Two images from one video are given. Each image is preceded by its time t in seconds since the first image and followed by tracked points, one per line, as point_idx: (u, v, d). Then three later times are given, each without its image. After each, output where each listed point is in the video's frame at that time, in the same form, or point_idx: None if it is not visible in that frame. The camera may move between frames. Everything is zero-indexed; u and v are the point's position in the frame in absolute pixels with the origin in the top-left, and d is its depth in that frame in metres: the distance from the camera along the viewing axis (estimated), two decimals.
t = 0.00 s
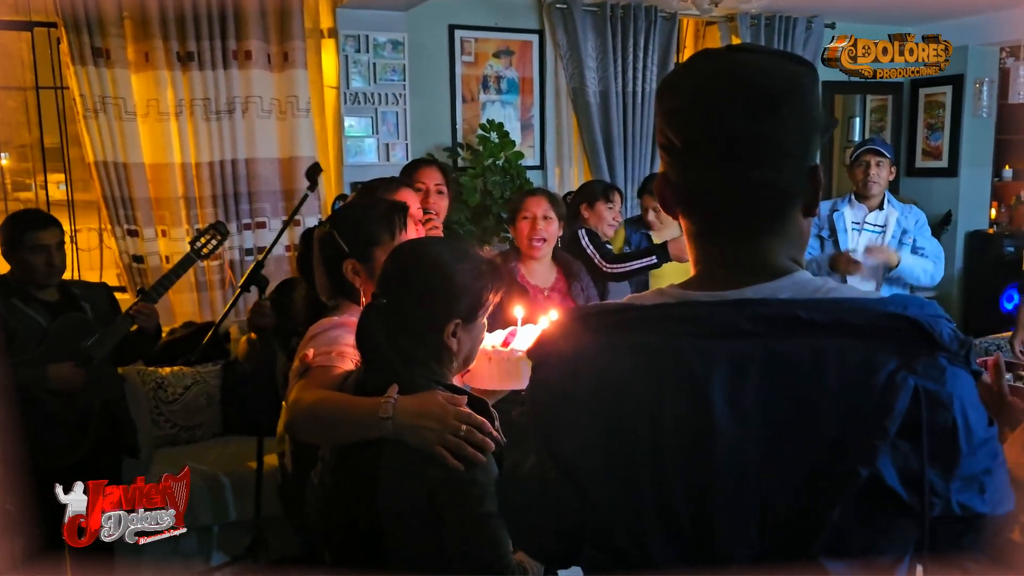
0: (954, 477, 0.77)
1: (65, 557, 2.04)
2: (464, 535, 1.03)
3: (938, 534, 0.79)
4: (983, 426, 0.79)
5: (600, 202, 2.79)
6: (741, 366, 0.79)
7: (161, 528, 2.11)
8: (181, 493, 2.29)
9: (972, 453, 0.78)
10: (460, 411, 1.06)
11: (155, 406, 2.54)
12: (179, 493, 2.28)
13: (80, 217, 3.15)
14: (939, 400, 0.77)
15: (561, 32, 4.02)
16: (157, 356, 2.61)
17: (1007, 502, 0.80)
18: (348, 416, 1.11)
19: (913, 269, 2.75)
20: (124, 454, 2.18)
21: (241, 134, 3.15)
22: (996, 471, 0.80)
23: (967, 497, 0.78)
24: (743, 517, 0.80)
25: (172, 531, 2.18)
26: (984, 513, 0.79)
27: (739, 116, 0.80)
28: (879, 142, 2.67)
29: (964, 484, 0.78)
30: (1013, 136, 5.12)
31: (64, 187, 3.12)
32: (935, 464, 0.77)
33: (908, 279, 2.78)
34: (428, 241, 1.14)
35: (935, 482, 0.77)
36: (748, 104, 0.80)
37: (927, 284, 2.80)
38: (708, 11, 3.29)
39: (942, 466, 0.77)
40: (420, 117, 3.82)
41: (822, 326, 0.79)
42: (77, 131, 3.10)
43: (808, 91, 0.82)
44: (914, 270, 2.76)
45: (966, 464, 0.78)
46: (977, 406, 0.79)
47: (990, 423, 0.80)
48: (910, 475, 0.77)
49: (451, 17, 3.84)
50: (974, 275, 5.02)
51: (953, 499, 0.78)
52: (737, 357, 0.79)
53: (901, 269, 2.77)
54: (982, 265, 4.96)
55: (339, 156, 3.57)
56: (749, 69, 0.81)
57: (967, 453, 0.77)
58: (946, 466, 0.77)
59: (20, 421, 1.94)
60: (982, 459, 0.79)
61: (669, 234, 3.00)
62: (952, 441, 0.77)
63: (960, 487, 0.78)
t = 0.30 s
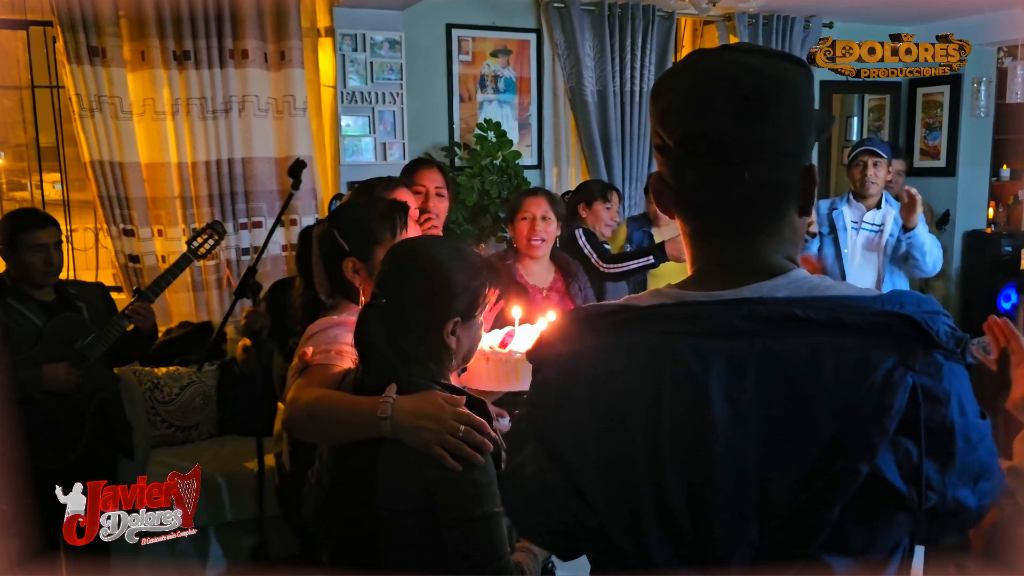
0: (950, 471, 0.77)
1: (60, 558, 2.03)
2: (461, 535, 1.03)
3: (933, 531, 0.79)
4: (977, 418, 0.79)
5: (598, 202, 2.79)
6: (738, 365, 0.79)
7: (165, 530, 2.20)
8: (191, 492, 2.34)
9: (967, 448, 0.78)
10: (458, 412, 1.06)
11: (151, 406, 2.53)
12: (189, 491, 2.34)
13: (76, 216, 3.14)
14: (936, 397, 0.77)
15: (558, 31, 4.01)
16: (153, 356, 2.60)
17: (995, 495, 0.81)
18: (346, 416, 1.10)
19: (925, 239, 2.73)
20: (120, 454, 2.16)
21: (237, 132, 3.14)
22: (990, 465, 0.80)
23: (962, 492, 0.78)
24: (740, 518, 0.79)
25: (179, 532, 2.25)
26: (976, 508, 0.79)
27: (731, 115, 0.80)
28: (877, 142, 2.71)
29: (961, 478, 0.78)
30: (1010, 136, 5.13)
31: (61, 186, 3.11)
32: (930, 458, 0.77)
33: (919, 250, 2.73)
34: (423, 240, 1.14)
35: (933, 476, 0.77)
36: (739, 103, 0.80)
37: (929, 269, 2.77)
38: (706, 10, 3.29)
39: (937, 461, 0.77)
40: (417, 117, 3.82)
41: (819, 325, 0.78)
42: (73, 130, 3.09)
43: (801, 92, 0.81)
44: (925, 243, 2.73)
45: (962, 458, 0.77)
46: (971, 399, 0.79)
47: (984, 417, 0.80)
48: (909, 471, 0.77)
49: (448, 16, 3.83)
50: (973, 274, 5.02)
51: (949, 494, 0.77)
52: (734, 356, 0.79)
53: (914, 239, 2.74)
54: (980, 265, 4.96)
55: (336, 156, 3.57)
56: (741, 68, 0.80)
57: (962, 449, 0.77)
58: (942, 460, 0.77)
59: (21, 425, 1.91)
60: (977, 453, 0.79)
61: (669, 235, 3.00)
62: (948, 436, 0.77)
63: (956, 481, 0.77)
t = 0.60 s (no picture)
0: (948, 465, 0.77)
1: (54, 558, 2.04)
2: (456, 533, 1.03)
3: (933, 529, 0.78)
4: (975, 414, 0.79)
5: (595, 201, 2.79)
6: (735, 362, 0.79)
7: (165, 530, 2.17)
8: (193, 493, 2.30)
9: (965, 442, 0.77)
10: (451, 411, 1.05)
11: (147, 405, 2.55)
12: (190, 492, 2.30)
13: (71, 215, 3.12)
14: (932, 389, 0.76)
15: (555, 29, 4.01)
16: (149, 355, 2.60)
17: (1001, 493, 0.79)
18: (339, 415, 1.09)
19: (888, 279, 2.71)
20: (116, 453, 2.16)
21: (234, 131, 3.13)
22: (991, 461, 0.79)
23: (961, 486, 0.77)
24: (738, 515, 0.79)
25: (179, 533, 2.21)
26: (981, 503, 0.78)
27: (725, 112, 0.80)
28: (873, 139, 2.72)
29: (958, 472, 0.77)
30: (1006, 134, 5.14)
31: (56, 185, 3.10)
32: (928, 452, 0.77)
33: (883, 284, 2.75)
34: (418, 237, 1.14)
35: (930, 471, 0.77)
36: (734, 100, 0.80)
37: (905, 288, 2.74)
38: (703, 8, 3.28)
39: (934, 455, 0.77)
40: (413, 116, 3.81)
41: (816, 320, 0.78)
42: (68, 129, 3.07)
43: (796, 88, 0.81)
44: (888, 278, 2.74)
45: (960, 452, 0.77)
46: (968, 395, 0.78)
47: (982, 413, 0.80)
48: (905, 466, 0.77)
49: (445, 14, 3.83)
50: (970, 273, 5.02)
51: (948, 487, 0.77)
52: (732, 354, 0.79)
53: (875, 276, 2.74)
54: (977, 264, 4.97)
55: (332, 154, 3.55)
56: (736, 65, 0.80)
57: (960, 442, 0.77)
58: (939, 454, 0.77)
59: (21, 425, 1.91)
60: (975, 447, 0.78)
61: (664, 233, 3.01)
62: (946, 430, 0.77)
63: (955, 475, 0.77)
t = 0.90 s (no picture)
0: (943, 469, 0.77)
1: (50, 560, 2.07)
2: (449, 535, 1.03)
3: (927, 530, 0.78)
4: (974, 419, 0.79)
5: (591, 201, 2.79)
6: (729, 363, 0.79)
7: (164, 531, 2.18)
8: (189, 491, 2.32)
9: (961, 447, 0.77)
10: (441, 413, 1.06)
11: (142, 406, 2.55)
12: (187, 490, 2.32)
13: (67, 216, 3.12)
14: (927, 393, 0.77)
15: (551, 30, 4.01)
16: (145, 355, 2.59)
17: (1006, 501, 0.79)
18: (330, 415, 1.10)
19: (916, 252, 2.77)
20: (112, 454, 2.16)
21: (230, 132, 3.13)
22: (989, 465, 0.79)
23: (957, 490, 0.78)
24: (732, 515, 0.79)
25: (177, 534, 2.21)
26: (978, 506, 0.78)
27: (722, 110, 0.80)
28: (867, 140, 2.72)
29: (953, 477, 0.78)
30: (1001, 135, 5.15)
31: (52, 185, 3.09)
32: (922, 456, 0.77)
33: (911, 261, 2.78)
34: (413, 237, 1.14)
35: (924, 475, 0.77)
36: (731, 98, 0.80)
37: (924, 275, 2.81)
38: (699, 8, 3.28)
39: (930, 459, 0.77)
40: (409, 116, 3.81)
41: (810, 322, 0.79)
42: (64, 129, 3.06)
43: (793, 88, 0.81)
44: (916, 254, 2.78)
45: (955, 456, 0.77)
46: (967, 399, 0.79)
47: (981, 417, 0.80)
48: (898, 467, 0.77)
49: (441, 15, 3.83)
50: (966, 273, 5.04)
51: (943, 492, 0.77)
52: (725, 355, 0.79)
53: (903, 251, 2.77)
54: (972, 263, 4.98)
55: (328, 154, 3.55)
56: (733, 65, 0.81)
57: (956, 447, 0.77)
58: (934, 458, 0.77)
59: (21, 425, 1.91)
60: (972, 452, 0.78)
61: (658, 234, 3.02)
62: (941, 433, 0.77)
63: (949, 480, 0.77)
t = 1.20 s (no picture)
0: (935, 466, 0.77)
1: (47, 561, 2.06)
2: (446, 534, 1.02)
3: (923, 529, 0.79)
4: (966, 416, 0.79)
5: (589, 200, 2.79)
6: (725, 363, 0.79)
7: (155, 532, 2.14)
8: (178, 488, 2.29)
9: (954, 444, 0.77)
10: (437, 413, 1.06)
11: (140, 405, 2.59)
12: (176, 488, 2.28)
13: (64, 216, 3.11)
14: (922, 393, 0.77)
15: (549, 29, 4.01)
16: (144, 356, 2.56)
17: (986, 494, 0.79)
18: (327, 416, 1.10)
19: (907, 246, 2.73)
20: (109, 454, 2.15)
21: (227, 131, 3.13)
22: (981, 463, 0.79)
23: (946, 489, 0.77)
24: (729, 514, 0.79)
25: (165, 535, 2.17)
26: (963, 504, 0.78)
27: (719, 110, 0.80)
28: (862, 140, 2.73)
29: (947, 474, 0.78)
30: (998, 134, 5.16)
31: (49, 185, 3.08)
32: (917, 454, 0.77)
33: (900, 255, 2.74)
34: (408, 237, 1.14)
35: (918, 473, 0.77)
36: (728, 98, 0.80)
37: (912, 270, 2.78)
38: (696, 8, 3.28)
39: (922, 457, 0.77)
40: (406, 116, 3.81)
41: (806, 322, 0.79)
42: (61, 129, 3.06)
43: (789, 89, 0.81)
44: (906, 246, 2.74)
45: (948, 452, 0.77)
46: (959, 397, 0.79)
47: (970, 414, 0.80)
48: (894, 466, 0.77)
49: (438, 15, 3.83)
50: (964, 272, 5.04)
51: (934, 489, 0.77)
52: (721, 355, 0.79)
53: (893, 242, 2.74)
54: (970, 263, 4.98)
55: (326, 154, 3.57)
56: (729, 64, 0.80)
57: (948, 444, 0.77)
58: (927, 456, 0.77)
59: (21, 426, 1.91)
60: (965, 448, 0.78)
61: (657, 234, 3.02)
62: (935, 432, 0.77)
63: (942, 477, 0.77)
